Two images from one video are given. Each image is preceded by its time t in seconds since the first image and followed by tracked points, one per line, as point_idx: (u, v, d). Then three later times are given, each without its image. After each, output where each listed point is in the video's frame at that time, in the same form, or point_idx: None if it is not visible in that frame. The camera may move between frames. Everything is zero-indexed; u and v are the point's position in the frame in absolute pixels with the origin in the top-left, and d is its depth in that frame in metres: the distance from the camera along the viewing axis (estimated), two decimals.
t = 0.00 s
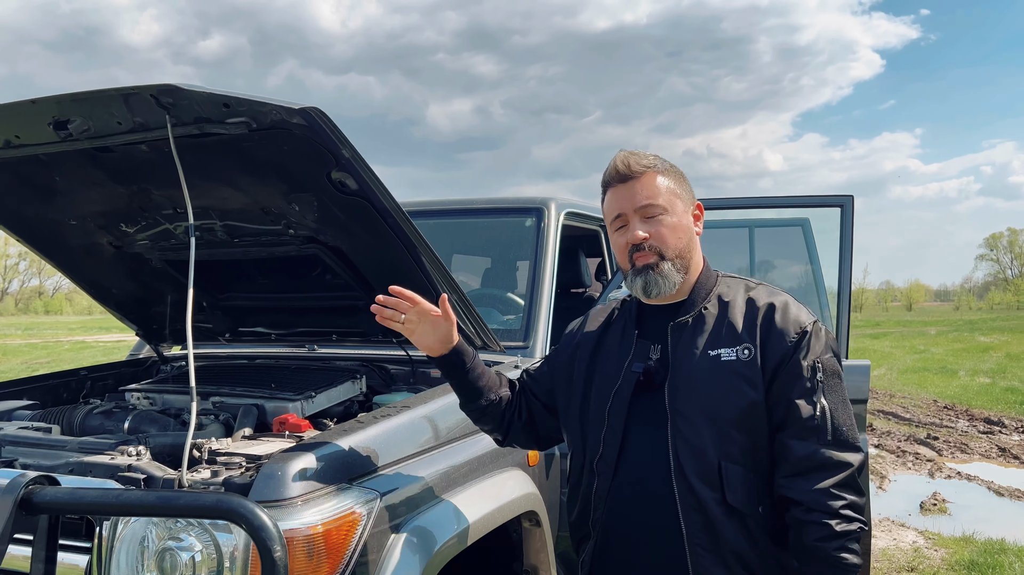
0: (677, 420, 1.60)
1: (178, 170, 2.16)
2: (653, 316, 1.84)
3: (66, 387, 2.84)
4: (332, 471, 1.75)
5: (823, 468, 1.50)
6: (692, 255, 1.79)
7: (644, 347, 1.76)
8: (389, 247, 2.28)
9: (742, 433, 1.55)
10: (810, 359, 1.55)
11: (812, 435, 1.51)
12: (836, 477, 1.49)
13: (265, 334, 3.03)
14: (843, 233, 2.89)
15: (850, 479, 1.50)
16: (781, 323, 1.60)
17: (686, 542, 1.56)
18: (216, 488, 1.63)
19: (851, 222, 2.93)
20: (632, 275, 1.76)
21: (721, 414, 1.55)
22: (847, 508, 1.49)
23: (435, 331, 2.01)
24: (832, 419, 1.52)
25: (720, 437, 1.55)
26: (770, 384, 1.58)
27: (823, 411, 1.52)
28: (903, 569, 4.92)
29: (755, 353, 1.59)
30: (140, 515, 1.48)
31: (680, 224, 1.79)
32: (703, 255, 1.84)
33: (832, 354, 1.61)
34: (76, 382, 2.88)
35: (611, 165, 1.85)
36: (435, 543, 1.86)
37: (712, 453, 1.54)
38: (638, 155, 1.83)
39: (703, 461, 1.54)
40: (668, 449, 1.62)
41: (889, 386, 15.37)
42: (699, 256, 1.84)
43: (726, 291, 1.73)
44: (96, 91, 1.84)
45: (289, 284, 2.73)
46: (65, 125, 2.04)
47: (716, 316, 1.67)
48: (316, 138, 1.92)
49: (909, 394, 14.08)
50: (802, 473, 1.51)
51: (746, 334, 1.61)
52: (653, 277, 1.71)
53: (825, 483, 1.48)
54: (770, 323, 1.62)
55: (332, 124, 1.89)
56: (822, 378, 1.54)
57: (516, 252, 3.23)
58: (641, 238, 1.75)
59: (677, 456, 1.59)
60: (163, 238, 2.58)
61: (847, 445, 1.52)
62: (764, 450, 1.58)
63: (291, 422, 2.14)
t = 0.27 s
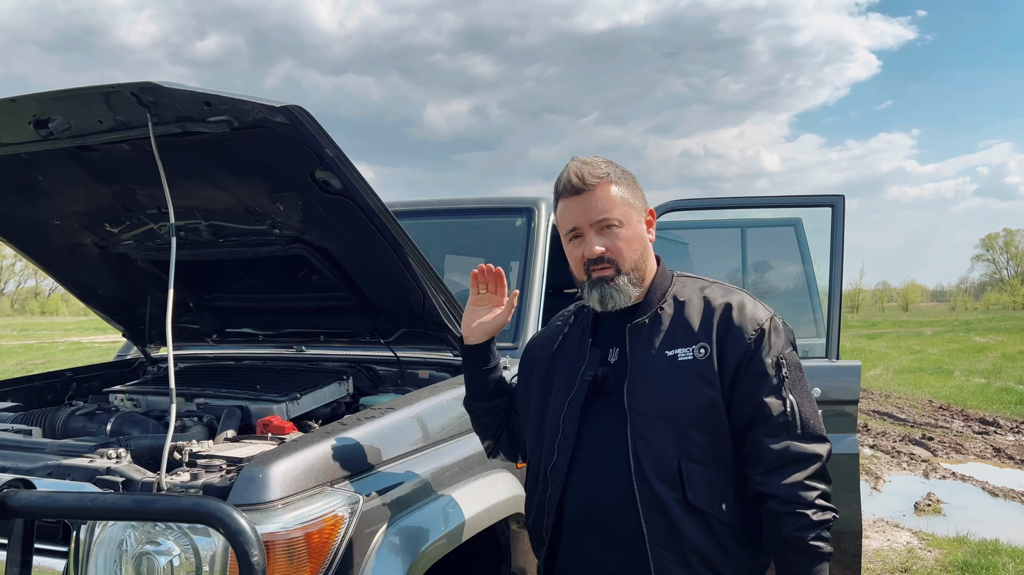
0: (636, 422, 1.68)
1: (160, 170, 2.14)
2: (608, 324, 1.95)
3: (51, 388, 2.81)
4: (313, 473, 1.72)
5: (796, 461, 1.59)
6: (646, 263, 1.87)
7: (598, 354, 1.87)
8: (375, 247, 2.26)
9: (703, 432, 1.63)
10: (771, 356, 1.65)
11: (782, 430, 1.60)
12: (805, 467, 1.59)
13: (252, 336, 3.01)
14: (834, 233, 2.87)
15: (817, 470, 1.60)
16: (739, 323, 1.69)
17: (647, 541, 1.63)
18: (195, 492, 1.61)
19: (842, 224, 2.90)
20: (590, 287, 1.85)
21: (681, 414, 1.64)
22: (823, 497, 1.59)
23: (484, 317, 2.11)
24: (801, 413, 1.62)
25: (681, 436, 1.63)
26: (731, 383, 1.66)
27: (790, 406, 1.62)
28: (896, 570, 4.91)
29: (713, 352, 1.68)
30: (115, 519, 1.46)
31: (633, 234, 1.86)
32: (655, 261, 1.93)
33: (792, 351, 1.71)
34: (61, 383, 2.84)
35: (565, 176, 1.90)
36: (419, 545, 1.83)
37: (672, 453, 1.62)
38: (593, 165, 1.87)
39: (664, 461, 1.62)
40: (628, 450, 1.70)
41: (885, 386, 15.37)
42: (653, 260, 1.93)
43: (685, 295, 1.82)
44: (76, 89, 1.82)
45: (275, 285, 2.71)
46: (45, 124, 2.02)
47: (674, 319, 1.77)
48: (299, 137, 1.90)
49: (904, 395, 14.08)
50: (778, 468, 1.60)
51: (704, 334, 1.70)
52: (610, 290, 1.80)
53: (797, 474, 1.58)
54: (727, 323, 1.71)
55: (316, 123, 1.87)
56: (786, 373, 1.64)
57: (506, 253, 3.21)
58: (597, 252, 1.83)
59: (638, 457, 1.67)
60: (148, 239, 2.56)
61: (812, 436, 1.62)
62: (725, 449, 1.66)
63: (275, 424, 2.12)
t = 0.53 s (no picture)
0: (621, 425, 1.67)
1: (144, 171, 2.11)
2: (589, 327, 1.94)
3: (38, 391, 2.78)
4: (294, 478, 1.70)
5: (759, 465, 1.57)
6: (632, 270, 1.86)
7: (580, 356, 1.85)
8: (361, 249, 2.24)
9: (687, 435, 1.62)
10: (748, 359, 1.63)
11: (750, 433, 1.59)
12: (774, 472, 1.57)
13: (241, 338, 2.99)
14: (827, 234, 2.85)
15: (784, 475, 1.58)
16: (721, 325, 1.69)
17: (630, 545, 1.63)
18: (172, 498, 1.59)
19: (837, 224, 2.87)
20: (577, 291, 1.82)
21: (666, 418, 1.63)
22: (777, 505, 1.57)
23: (433, 416, 1.96)
24: (771, 416, 1.60)
25: (665, 439, 1.62)
26: (712, 385, 1.65)
27: (761, 411, 1.59)
28: (894, 572, 4.88)
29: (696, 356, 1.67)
30: (90, 526, 1.44)
31: (622, 241, 1.84)
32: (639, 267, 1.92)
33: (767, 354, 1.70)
34: (48, 386, 2.81)
35: (557, 176, 1.85)
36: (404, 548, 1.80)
37: (656, 456, 1.61)
38: (586, 168, 1.83)
39: (648, 465, 1.61)
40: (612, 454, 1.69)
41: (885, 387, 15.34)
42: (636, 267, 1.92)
43: (668, 297, 1.81)
44: (55, 89, 1.79)
45: (263, 287, 2.68)
46: (26, 124, 1.99)
47: (658, 321, 1.75)
48: (282, 137, 1.88)
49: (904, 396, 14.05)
50: (741, 470, 1.58)
51: (688, 337, 1.69)
52: (597, 296, 1.78)
53: (764, 479, 1.56)
54: (710, 326, 1.70)
55: (298, 123, 1.84)
56: (761, 378, 1.62)
57: (497, 254, 3.18)
58: (586, 256, 1.80)
59: (622, 460, 1.65)
60: (135, 240, 2.54)
61: (781, 441, 1.61)
62: (706, 452, 1.66)
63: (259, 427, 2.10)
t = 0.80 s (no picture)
0: (609, 431, 1.64)
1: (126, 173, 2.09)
2: (575, 329, 1.90)
3: (26, 394, 2.75)
4: (273, 483, 1.67)
5: (746, 471, 1.55)
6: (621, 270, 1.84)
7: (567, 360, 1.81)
8: (346, 251, 2.22)
9: (675, 441, 1.60)
10: (736, 366, 1.62)
11: (737, 439, 1.57)
12: (761, 479, 1.55)
13: (231, 340, 2.98)
14: (823, 236, 2.82)
15: (768, 482, 1.56)
16: (709, 331, 1.67)
17: (618, 552, 1.60)
18: (147, 505, 1.57)
19: (831, 225, 2.84)
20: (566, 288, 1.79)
21: (654, 423, 1.60)
22: (763, 513, 1.55)
23: (424, 438, 1.89)
24: (757, 423, 1.58)
25: (654, 445, 1.59)
26: (700, 391, 1.63)
27: (747, 417, 1.57)
28: None
29: (684, 361, 1.64)
30: (60, 533, 1.42)
31: (614, 239, 1.82)
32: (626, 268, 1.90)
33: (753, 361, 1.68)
34: (37, 389, 2.79)
35: (552, 170, 1.83)
36: (387, 553, 1.77)
37: (645, 462, 1.58)
38: (582, 164, 1.81)
39: (638, 471, 1.58)
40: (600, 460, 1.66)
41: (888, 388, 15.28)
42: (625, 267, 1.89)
43: (655, 302, 1.78)
44: (34, 90, 1.77)
45: (251, 289, 2.67)
46: (7, 126, 1.98)
47: (646, 326, 1.73)
48: (263, 138, 1.85)
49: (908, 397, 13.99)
50: (728, 477, 1.56)
51: (676, 342, 1.67)
52: (587, 293, 1.75)
53: (749, 486, 1.53)
54: (698, 332, 1.68)
55: (279, 124, 1.82)
56: (748, 384, 1.60)
57: (489, 256, 3.16)
58: (578, 252, 1.77)
59: (610, 466, 1.62)
60: (121, 242, 2.52)
61: (766, 449, 1.59)
62: (693, 458, 1.64)
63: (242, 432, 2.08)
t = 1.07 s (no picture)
0: (604, 441, 1.58)
1: (108, 175, 2.08)
2: (560, 334, 1.84)
3: (18, 397, 2.75)
4: (250, 491, 1.66)
5: (753, 483, 1.55)
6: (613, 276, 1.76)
7: (555, 366, 1.74)
8: (331, 254, 2.20)
9: (672, 452, 1.57)
10: (735, 378, 1.61)
11: (744, 452, 1.57)
12: (766, 489, 1.56)
13: (222, 343, 2.99)
14: (817, 238, 2.78)
15: (774, 493, 1.57)
16: (706, 341, 1.65)
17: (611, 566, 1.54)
18: (121, 512, 1.55)
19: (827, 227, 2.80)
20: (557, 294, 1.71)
21: (651, 433, 1.56)
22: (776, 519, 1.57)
23: (412, 458, 1.84)
24: (761, 435, 1.60)
25: (651, 457, 1.56)
26: (698, 402, 1.61)
27: (751, 428, 1.58)
28: None
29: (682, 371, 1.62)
30: (31, 541, 1.41)
31: (608, 244, 1.74)
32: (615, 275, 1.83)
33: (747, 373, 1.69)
34: (28, 392, 2.79)
35: (546, 170, 1.74)
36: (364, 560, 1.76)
37: (642, 473, 1.54)
38: (577, 165, 1.73)
39: (634, 483, 1.53)
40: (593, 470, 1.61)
41: (897, 390, 15.17)
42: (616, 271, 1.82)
43: (646, 309, 1.74)
44: (13, 93, 1.75)
45: (240, 292, 2.66)
46: None
47: (639, 335, 1.69)
48: (243, 141, 1.84)
49: (916, 398, 13.88)
50: (733, 490, 1.56)
51: (672, 351, 1.64)
52: (580, 300, 1.68)
53: (761, 496, 1.54)
54: (694, 342, 1.66)
55: (259, 127, 1.80)
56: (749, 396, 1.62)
57: (483, 258, 3.13)
58: (572, 258, 1.69)
59: (604, 477, 1.57)
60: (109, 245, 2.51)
61: (767, 458, 1.59)
62: (688, 469, 1.62)
63: (225, 436, 2.07)
